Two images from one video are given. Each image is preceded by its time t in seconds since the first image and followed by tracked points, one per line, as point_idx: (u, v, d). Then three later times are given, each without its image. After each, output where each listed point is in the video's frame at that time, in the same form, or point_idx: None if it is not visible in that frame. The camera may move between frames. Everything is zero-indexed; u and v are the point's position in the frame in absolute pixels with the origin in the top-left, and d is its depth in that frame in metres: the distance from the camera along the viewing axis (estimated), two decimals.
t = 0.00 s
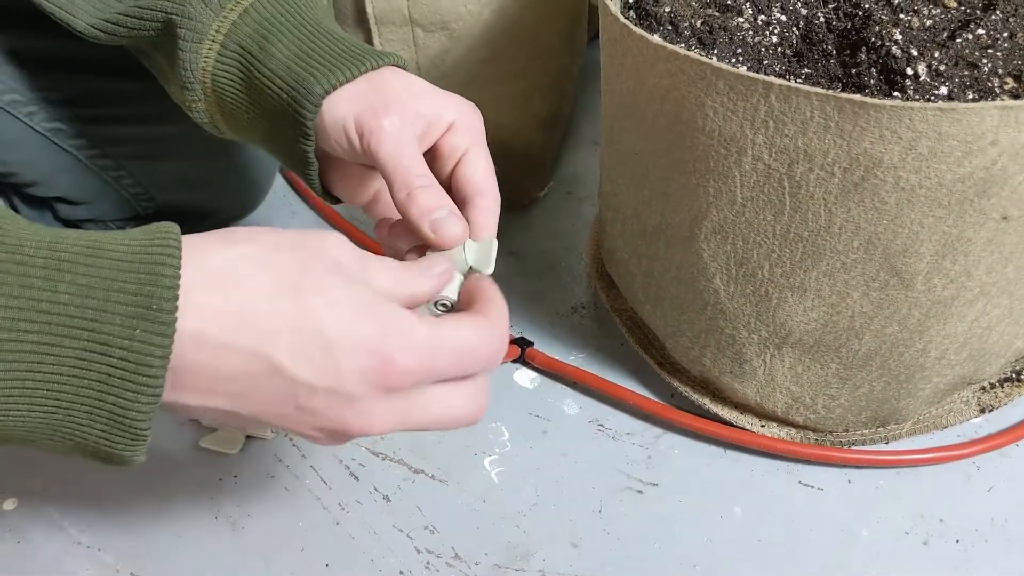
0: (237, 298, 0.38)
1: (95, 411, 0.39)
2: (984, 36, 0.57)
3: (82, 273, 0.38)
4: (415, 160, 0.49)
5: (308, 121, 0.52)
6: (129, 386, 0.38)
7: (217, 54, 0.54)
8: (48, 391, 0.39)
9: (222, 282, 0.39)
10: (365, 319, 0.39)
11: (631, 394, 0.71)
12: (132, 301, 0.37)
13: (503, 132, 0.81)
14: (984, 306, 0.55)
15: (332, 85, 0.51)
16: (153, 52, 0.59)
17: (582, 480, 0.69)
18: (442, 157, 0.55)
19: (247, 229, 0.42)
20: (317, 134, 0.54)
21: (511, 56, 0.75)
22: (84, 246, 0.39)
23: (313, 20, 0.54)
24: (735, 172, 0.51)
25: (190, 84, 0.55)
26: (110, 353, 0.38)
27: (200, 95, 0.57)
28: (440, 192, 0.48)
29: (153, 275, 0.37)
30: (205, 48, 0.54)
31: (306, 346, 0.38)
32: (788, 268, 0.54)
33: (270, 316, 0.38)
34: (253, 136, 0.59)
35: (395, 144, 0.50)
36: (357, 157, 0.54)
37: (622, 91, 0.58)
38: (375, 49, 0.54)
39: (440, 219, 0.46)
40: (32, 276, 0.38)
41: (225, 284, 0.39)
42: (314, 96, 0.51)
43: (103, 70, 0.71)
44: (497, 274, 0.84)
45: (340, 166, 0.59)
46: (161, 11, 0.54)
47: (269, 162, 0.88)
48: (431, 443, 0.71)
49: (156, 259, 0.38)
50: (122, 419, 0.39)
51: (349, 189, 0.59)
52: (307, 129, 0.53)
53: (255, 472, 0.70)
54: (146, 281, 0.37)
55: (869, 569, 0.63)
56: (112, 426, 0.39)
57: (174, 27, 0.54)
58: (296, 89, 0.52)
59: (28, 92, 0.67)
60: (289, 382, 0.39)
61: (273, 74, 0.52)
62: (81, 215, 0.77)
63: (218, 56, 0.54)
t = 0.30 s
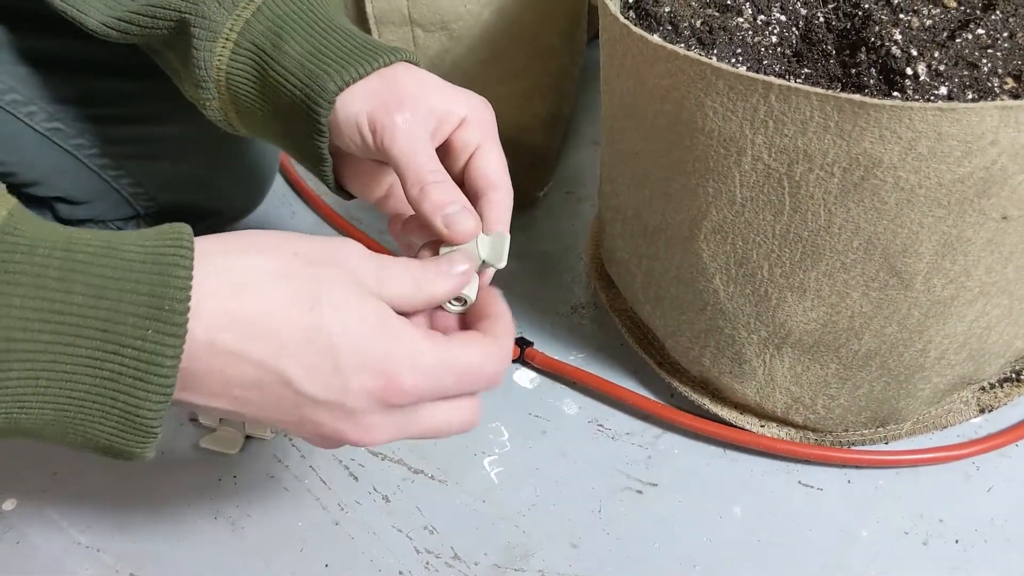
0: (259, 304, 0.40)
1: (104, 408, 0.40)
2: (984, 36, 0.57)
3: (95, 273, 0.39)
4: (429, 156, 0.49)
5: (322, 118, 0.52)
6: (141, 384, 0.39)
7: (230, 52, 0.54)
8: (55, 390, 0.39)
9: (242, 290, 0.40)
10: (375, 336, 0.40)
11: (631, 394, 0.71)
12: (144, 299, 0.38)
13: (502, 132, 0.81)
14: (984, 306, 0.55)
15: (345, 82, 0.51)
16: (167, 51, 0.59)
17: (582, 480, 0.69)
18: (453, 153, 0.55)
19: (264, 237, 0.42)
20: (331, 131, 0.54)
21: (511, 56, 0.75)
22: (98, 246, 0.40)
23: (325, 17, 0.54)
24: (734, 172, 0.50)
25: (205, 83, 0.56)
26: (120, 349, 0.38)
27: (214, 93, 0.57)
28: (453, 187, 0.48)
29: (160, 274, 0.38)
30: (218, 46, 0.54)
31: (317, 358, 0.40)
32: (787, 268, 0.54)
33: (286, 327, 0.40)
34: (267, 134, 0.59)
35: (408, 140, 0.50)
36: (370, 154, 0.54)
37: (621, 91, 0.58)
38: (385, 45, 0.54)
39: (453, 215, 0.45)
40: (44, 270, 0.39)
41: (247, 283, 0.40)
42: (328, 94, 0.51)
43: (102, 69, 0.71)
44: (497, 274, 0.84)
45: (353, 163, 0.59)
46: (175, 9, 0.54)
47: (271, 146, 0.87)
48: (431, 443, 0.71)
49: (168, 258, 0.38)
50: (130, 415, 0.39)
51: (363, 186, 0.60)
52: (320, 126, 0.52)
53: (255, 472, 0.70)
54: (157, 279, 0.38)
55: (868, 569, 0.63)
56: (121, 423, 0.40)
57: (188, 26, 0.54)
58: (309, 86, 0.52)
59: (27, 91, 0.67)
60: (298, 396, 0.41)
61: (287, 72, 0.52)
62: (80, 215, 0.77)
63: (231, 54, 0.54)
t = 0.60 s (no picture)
0: (258, 314, 0.40)
1: (107, 411, 0.40)
2: (984, 36, 0.57)
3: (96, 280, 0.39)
4: (434, 156, 0.50)
5: (327, 116, 0.52)
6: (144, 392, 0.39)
7: (235, 51, 0.54)
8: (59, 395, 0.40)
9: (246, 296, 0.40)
10: (375, 340, 0.41)
11: (631, 394, 0.71)
12: (149, 302, 0.38)
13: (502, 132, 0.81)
14: (984, 306, 0.55)
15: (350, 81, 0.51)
16: (171, 52, 0.59)
17: (582, 480, 0.69)
18: (456, 154, 0.55)
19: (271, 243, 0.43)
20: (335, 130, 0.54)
21: (511, 56, 0.75)
22: (97, 256, 0.40)
23: (332, 17, 0.54)
24: (735, 172, 0.50)
25: (209, 81, 0.55)
26: (123, 359, 0.39)
27: (218, 92, 0.57)
28: (457, 186, 0.48)
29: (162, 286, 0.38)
30: (223, 45, 0.54)
31: (318, 364, 0.40)
32: (788, 268, 0.54)
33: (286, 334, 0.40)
34: (271, 133, 0.59)
35: (414, 139, 0.50)
36: (375, 152, 0.54)
37: (621, 91, 0.58)
38: (390, 46, 0.54)
39: (457, 212, 0.46)
40: (49, 276, 0.39)
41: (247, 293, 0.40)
42: (332, 92, 0.51)
43: (103, 70, 0.71)
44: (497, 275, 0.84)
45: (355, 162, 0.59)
46: (180, 8, 0.54)
47: (270, 144, 0.87)
48: (431, 443, 0.71)
49: (169, 270, 0.38)
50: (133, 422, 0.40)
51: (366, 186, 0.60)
52: (324, 123, 0.52)
53: (255, 473, 0.70)
54: (161, 279, 0.38)
55: (868, 570, 0.63)
56: (124, 427, 0.40)
57: (192, 25, 0.54)
58: (315, 84, 0.51)
59: (27, 91, 0.67)
60: (298, 398, 0.42)
61: (292, 70, 0.52)
62: (79, 215, 0.77)
63: (236, 53, 0.54)
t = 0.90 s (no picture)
0: (252, 318, 0.41)
1: (106, 434, 0.42)
2: (985, 35, 0.57)
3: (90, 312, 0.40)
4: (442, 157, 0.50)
5: (331, 110, 0.51)
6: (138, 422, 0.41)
7: (238, 43, 0.54)
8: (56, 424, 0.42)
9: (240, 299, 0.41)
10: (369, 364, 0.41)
11: (632, 394, 0.71)
12: (144, 337, 0.39)
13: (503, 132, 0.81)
14: (985, 305, 0.55)
15: (357, 77, 0.51)
16: (171, 46, 0.59)
17: (583, 479, 0.69)
18: (458, 159, 0.55)
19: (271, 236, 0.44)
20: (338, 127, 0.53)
21: (512, 55, 0.75)
22: (88, 284, 0.41)
23: (338, 18, 0.55)
24: (736, 171, 0.50)
25: (208, 71, 0.55)
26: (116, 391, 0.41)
27: (214, 84, 0.56)
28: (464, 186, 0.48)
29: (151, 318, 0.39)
30: (227, 34, 0.54)
31: (311, 383, 0.41)
32: (789, 268, 0.54)
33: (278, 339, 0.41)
34: (266, 130, 0.58)
35: (422, 140, 0.50)
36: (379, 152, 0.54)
37: (622, 90, 0.58)
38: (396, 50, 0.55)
39: (466, 216, 0.46)
40: (46, 309, 0.40)
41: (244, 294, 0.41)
42: (340, 86, 0.51)
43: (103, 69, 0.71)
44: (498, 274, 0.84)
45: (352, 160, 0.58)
46: None
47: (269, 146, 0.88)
48: (432, 443, 0.71)
49: (161, 307, 0.40)
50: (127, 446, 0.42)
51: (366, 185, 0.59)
52: (328, 119, 0.52)
53: (255, 472, 0.70)
54: (155, 316, 0.39)
55: (869, 569, 0.63)
56: (123, 447, 0.42)
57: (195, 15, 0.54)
58: (320, 78, 0.51)
59: (27, 90, 0.67)
60: (303, 407, 0.43)
61: (298, 64, 0.52)
62: (80, 215, 0.77)
63: (239, 44, 0.54)
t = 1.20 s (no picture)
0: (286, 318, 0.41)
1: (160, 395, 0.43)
2: (983, 35, 0.57)
3: (139, 245, 0.41)
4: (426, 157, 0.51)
5: (311, 111, 0.52)
6: (194, 358, 0.42)
7: (214, 43, 0.54)
8: (105, 375, 0.42)
9: (275, 298, 0.42)
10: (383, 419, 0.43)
11: (630, 394, 0.71)
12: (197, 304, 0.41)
13: (502, 132, 0.81)
14: (983, 305, 0.55)
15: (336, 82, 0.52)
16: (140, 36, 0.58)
17: (581, 480, 0.69)
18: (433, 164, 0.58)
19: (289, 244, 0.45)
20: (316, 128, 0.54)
21: (510, 55, 0.75)
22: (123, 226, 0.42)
23: (313, 21, 0.56)
24: (733, 171, 0.50)
25: (182, 74, 0.54)
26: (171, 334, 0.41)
27: (187, 86, 0.55)
28: (448, 187, 0.51)
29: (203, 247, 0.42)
30: (203, 35, 0.53)
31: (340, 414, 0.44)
32: (786, 268, 0.54)
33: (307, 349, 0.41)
34: (238, 132, 0.58)
35: (405, 140, 0.51)
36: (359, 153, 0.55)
37: (620, 90, 0.58)
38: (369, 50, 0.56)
39: (449, 214, 0.49)
40: (92, 285, 0.40)
41: (277, 297, 0.42)
42: (322, 86, 0.52)
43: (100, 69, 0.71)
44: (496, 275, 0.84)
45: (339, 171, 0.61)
46: None
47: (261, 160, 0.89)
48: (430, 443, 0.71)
49: (212, 266, 0.41)
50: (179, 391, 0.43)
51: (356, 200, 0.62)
52: (308, 120, 0.53)
53: (254, 473, 0.70)
54: (206, 281, 0.41)
55: (868, 569, 0.63)
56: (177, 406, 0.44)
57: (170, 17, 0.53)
58: (300, 78, 0.52)
59: (25, 91, 0.67)
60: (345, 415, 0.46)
61: (277, 66, 0.53)
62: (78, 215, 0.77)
63: (215, 44, 0.54)
